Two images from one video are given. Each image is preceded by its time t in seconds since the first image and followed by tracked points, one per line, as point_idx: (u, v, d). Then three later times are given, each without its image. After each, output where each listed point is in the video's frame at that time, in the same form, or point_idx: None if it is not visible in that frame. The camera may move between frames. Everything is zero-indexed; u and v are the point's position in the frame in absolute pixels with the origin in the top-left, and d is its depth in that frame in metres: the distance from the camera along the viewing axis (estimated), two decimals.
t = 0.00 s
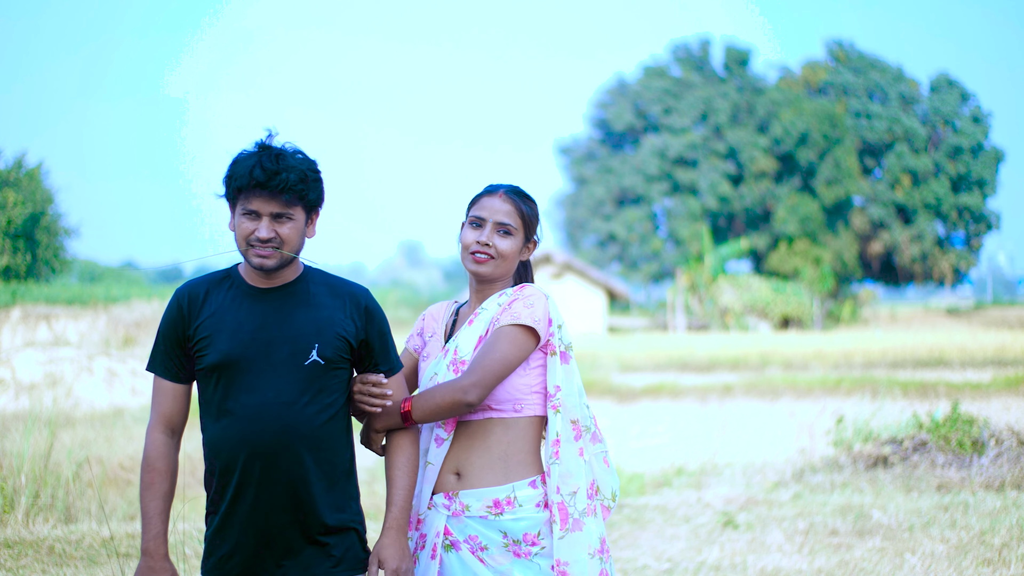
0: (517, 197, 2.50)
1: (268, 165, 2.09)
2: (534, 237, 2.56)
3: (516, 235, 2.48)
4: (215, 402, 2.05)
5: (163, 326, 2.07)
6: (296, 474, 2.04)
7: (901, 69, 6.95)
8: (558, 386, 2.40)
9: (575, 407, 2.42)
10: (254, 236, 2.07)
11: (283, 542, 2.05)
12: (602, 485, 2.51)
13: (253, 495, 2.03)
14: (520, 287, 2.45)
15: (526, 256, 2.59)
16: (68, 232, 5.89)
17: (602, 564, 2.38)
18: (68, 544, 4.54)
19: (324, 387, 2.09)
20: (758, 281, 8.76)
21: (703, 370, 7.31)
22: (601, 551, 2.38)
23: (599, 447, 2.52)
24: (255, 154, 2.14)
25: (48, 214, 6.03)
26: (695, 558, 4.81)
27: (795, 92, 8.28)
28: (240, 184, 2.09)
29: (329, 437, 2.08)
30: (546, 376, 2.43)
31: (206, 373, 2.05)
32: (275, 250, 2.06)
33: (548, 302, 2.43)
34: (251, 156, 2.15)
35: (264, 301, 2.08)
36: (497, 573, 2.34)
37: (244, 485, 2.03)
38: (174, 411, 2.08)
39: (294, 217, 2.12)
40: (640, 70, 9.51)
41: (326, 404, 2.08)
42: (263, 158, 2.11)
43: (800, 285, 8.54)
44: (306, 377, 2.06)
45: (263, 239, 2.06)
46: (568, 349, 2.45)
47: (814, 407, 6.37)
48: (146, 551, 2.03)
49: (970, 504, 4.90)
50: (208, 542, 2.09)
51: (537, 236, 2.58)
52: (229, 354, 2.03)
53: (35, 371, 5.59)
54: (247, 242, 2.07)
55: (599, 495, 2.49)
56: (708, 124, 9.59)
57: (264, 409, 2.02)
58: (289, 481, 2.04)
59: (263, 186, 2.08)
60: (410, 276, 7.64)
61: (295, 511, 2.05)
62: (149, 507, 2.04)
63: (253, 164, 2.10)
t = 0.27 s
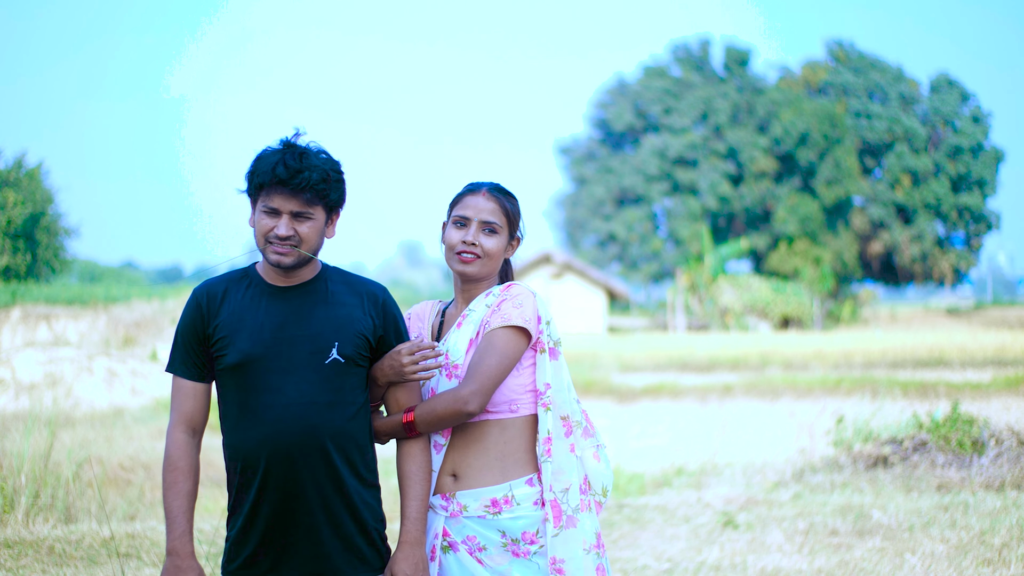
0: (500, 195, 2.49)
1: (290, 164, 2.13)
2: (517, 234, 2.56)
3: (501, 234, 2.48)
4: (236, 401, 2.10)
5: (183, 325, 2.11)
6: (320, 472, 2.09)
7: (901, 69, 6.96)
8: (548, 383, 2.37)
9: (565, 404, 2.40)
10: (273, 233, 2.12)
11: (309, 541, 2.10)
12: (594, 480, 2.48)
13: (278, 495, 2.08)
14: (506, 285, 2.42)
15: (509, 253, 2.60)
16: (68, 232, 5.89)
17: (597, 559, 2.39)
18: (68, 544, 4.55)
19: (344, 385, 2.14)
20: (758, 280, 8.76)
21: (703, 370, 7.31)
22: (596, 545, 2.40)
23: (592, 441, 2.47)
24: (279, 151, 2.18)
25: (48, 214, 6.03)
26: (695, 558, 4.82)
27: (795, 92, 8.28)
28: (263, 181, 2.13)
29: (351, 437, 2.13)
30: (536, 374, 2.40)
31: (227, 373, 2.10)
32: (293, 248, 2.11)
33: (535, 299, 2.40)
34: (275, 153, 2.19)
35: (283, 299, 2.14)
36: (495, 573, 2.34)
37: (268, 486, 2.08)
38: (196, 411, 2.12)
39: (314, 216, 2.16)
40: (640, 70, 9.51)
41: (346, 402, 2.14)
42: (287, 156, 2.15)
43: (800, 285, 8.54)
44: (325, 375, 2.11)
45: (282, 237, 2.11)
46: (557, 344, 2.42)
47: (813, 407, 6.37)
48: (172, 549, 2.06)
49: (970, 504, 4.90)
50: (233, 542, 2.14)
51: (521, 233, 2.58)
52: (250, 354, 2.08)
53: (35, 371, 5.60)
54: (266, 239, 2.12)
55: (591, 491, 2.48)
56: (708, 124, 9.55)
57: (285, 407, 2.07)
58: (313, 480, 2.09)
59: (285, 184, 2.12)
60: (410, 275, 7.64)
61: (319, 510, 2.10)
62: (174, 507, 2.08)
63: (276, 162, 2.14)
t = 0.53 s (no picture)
0: (463, 194, 2.44)
1: (306, 164, 2.13)
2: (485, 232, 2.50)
3: (468, 234, 2.43)
4: (244, 397, 2.10)
5: (195, 319, 2.12)
6: (324, 472, 2.09)
7: (900, 69, 6.96)
8: (531, 382, 2.35)
9: (550, 400, 2.37)
10: (289, 234, 2.12)
11: (310, 541, 2.10)
12: (581, 476, 2.46)
13: (281, 495, 2.08)
14: (482, 289, 2.38)
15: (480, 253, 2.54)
16: (69, 232, 5.88)
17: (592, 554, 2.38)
18: (68, 544, 4.54)
19: (352, 386, 2.13)
20: (758, 281, 8.73)
21: (703, 370, 7.30)
22: (589, 539, 2.39)
23: (576, 438, 2.46)
24: (295, 151, 2.18)
25: (47, 214, 6.03)
26: (695, 558, 4.82)
27: (795, 92, 8.28)
28: (279, 182, 2.14)
29: (356, 437, 2.14)
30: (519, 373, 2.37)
31: (236, 369, 2.10)
32: (308, 249, 2.11)
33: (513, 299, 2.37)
34: (290, 153, 2.19)
35: (296, 298, 2.15)
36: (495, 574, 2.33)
37: (271, 485, 2.08)
38: (209, 404, 2.12)
39: (330, 217, 2.17)
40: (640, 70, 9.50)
41: (353, 403, 2.13)
42: (303, 157, 2.15)
43: (800, 285, 8.54)
44: (333, 376, 2.11)
45: (298, 238, 2.11)
46: (538, 342, 2.40)
47: (814, 407, 6.37)
48: (198, 539, 2.06)
49: (970, 504, 4.90)
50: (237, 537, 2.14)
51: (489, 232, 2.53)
52: (258, 352, 2.08)
53: (35, 371, 5.59)
54: (282, 240, 2.12)
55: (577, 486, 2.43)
56: (708, 124, 9.56)
57: (293, 407, 2.07)
58: (316, 480, 2.09)
59: (301, 185, 2.12)
60: (409, 276, 7.64)
61: (322, 509, 2.10)
62: (195, 499, 2.07)
63: (292, 162, 2.14)
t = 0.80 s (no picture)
0: (418, 206, 2.26)
1: (310, 164, 2.14)
2: (444, 245, 2.25)
3: (416, 250, 2.21)
4: (239, 395, 2.12)
5: (194, 315, 2.15)
6: (314, 472, 2.10)
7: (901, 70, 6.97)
8: (512, 398, 2.20)
9: (534, 410, 2.22)
10: (291, 234, 2.13)
11: (300, 540, 2.11)
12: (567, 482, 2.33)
13: (271, 494, 2.10)
14: (452, 308, 2.21)
15: (446, 268, 2.28)
16: (69, 232, 5.88)
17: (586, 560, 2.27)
18: (68, 544, 4.55)
19: (345, 388, 2.14)
20: (759, 281, 8.79)
21: (703, 370, 7.29)
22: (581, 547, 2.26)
23: (560, 444, 2.32)
24: (300, 152, 2.19)
25: (48, 214, 6.02)
26: (695, 559, 4.83)
27: (795, 92, 8.29)
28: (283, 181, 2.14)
29: (349, 437, 2.14)
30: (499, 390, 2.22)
31: (230, 367, 2.12)
32: (310, 249, 2.12)
33: (485, 316, 2.20)
34: (294, 153, 2.20)
35: (294, 298, 2.16)
36: None
37: (262, 484, 2.10)
38: (203, 401, 2.16)
39: (332, 217, 2.18)
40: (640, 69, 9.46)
41: (346, 403, 2.14)
42: (307, 157, 2.16)
43: (800, 285, 8.55)
44: (327, 377, 2.11)
45: (300, 238, 2.12)
46: (517, 352, 2.23)
47: (814, 407, 6.37)
48: (178, 537, 2.11)
49: (970, 504, 4.91)
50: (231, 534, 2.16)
51: (452, 248, 2.27)
52: (252, 350, 2.10)
53: (35, 371, 5.59)
54: (284, 239, 2.13)
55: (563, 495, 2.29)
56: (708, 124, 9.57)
57: (285, 406, 2.09)
58: (306, 480, 2.10)
59: (304, 185, 2.13)
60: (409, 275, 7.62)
61: (312, 509, 2.11)
62: (180, 497, 2.12)
63: (297, 162, 2.15)
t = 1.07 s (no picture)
0: (378, 228, 2.16)
1: (294, 167, 2.13)
2: (402, 270, 2.14)
3: (374, 273, 2.14)
4: (237, 393, 2.13)
5: (195, 313, 2.17)
6: (310, 471, 2.10)
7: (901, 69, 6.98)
8: (500, 414, 2.17)
9: (520, 425, 2.21)
10: (282, 237, 2.13)
11: (297, 538, 2.11)
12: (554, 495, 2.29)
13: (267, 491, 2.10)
14: (448, 319, 2.17)
15: (416, 288, 2.19)
16: (69, 232, 5.88)
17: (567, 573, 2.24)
18: (68, 544, 4.55)
19: (343, 388, 2.13)
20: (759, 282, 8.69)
21: (703, 370, 7.29)
22: (565, 558, 2.24)
23: (544, 458, 2.29)
24: (287, 153, 2.18)
25: (48, 214, 6.02)
26: (695, 559, 4.82)
27: (795, 92, 8.29)
28: (270, 185, 2.14)
29: (347, 436, 2.13)
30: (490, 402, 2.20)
31: (229, 364, 2.14)
32: (301, 251, 2.11)
33: (480, 329, 2.15)
34: (283, 154, 2.20)
35: (291, 297, 2.16)
36: None
37: (258, 482, 2.11)
38: (198, 398, 2.17)
39: (323, 218, 2.16)
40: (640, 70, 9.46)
41: (344, 402, 2.13)
42: (292, 159, 2.14)
43: (800, 285, 8.55)
44: (324, 377, 2.11)
45: (290, 240, 2.12)
46: (507, 366, 2.19)
47: (814, 407, 6.37)
48: (156, 533, 2.11)
49: (970, 504, 4.91)
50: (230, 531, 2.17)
51: (414, 268, 2.16)
52: (250, 348, 2.10)
53: (35, 371, 5.59)
54: (274, 243, 2.13)
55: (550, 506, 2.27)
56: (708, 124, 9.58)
57: (282, 405, 2.09)
58: (303, 478, 2.10)
59: (290, 187, 2.12)
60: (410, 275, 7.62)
61: (309, 507, 2.11)
62: (164, 492, 2.12)
63: (282, 164, 2.14)
